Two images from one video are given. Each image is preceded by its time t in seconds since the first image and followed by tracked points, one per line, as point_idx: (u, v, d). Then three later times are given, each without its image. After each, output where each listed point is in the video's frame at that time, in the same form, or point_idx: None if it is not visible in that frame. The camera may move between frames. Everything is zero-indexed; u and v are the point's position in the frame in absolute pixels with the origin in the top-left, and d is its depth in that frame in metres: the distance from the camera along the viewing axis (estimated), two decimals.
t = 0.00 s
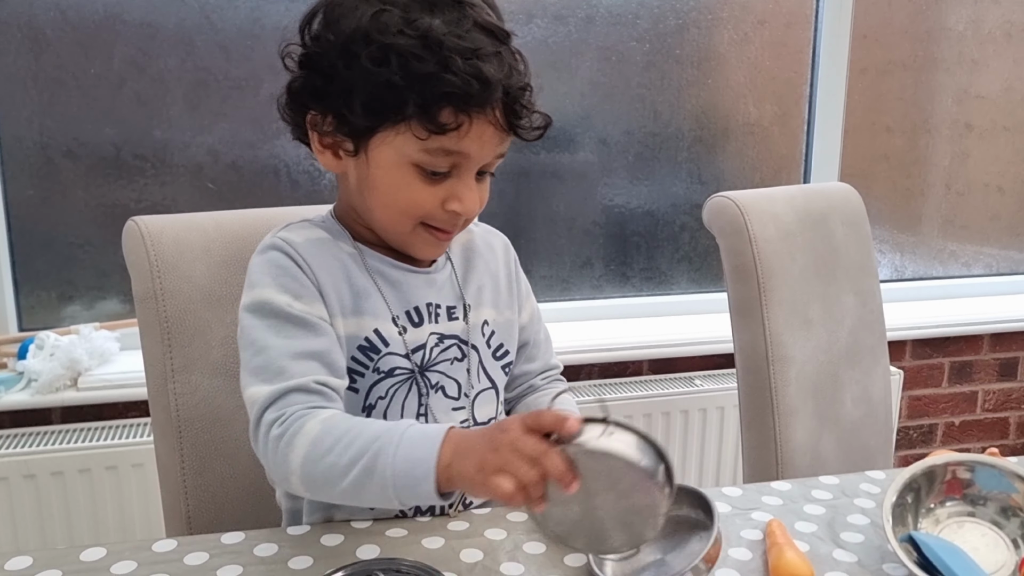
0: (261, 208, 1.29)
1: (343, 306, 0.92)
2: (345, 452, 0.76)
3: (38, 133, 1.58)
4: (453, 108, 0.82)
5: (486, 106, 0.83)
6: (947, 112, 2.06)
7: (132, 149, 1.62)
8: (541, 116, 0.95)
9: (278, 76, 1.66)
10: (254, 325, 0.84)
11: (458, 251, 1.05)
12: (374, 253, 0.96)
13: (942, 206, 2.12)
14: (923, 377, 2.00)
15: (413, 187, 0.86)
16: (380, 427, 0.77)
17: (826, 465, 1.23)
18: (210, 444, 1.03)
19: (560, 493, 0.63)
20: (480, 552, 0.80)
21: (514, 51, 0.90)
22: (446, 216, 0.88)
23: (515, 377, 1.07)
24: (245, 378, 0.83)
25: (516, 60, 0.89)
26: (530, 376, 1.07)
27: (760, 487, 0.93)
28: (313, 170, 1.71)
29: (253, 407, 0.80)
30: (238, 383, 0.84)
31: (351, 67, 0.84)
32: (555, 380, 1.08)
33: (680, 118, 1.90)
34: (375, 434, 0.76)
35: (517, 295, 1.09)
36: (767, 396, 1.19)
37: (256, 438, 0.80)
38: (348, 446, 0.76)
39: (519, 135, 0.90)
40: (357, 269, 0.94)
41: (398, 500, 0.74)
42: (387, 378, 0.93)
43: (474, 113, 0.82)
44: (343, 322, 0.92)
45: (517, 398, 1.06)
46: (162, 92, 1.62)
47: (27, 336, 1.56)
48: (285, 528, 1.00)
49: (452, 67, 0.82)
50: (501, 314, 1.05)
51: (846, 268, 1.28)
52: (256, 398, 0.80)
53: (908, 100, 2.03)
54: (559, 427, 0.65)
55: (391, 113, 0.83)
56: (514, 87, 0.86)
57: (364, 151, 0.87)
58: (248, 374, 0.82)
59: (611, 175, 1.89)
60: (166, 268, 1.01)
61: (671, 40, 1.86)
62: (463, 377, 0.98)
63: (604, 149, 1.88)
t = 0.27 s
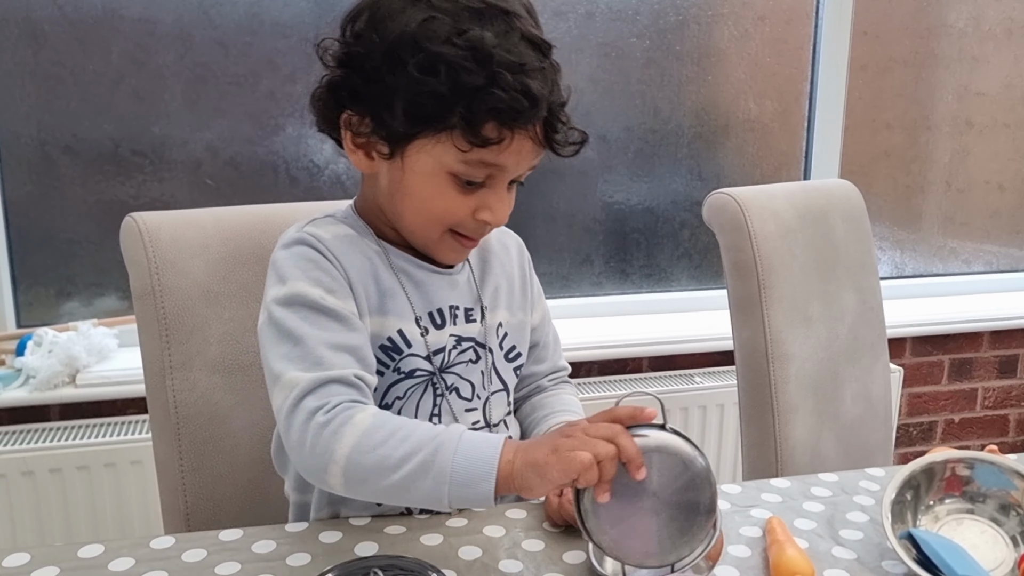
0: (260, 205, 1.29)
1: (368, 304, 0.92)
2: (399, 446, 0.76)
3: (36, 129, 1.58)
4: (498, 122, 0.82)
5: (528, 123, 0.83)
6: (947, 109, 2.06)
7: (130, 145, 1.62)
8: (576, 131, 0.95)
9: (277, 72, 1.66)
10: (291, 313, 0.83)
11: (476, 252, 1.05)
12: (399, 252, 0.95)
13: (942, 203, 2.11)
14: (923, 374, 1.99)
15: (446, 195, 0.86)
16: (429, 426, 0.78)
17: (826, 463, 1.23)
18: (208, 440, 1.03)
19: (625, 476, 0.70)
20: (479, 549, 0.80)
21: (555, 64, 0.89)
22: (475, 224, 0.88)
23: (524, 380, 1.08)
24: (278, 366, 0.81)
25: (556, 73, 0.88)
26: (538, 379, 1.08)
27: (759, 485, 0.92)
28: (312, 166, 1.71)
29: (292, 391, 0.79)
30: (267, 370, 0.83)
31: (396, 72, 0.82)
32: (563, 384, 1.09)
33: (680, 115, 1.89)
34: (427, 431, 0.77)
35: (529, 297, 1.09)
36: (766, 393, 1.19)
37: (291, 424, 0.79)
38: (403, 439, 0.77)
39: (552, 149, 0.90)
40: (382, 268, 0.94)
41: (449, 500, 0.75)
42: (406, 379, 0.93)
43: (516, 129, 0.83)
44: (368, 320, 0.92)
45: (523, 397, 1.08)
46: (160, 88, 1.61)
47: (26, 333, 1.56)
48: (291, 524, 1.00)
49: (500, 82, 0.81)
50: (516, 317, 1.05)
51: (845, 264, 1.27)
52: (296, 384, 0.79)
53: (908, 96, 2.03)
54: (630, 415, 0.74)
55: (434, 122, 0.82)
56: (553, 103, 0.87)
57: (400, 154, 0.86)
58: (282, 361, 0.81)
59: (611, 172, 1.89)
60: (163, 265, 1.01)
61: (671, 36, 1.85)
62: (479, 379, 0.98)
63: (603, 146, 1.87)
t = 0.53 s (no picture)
0: (260, 201, 1.29)
1: (387, 299, 0.93)
2: (414, 438, 0.77)
3: (35, 126, 1.58)
4: (533, 135, 0.82)
5: (563, 138, 0.83)
6: (947, 106, 2.05)
7: (129, 142, 1.62)
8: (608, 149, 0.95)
9: (276, 69, 1.66)
10: (311, 303, 0.83)
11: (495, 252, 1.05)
12: (420, 250, 0.96)
13: (942, 200, 2.11)
14: (923, 371, 2.00)
15: (474, 202, 0.86)
16: (444, 420, 0.79)
17: (826, 460, 1.23)
18: (208, 437, 1.03)
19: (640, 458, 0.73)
20: (479, 547, 0.80)
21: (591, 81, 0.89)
22: (499, 232, 0.88)
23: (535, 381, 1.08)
24: (296, 354, 0.81)
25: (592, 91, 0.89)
26: (550, 381, 1.08)
27: (759, 482, 0.92)
28: (311, 164, 1.71)
29: (309, 380, 0.79)
30: (283, 358, 0.83)
31: (436, 78, 0.83)
32: (575, 387, 1.09)
33: (679, 112, 1.89)
34: (442, 425, 0.78)
35: (544, 298, 1.09)
36: (766, 391, 1.19)
37: (304, 413, 0.79)
38: (418, 432, 0.78)
39: (582, 164, 0.91)
40: (402, 264, 0.94)
41: (463, 493, 0.76)
42: (421, 376, 0.94)
43: (550, 143, 0.83)
44: (385, 315, 0.92)
45: (534, 398, 1.08)
46: (159, 85, 1.61)
47: (25, 331, 1.56)
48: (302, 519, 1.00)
49: (539, 97, 0.81)
50: (531, 318, 1.05)
51: (845, 261, 1.27)
52: (313, 373, 0.79)
53: (907, 94, 2.03)
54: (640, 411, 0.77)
55: (469, 130, 0.82)
56: (587, 121, 0.87)
57: (431, 158, 0.86)
58: (302, 350, 0.81)
59: (610, 169, 1.89)
60: (162, 263, 1.01)
61: (671, 33, 1.85)
62: (492, 380, 0.99)
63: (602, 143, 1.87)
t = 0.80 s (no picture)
0: (259, 196, 1.29)
1: (400, 292, 0.94)
2: (424, 421, 0.78)
3: (32, 121, 1.57)
4: (552, 135, 0.82)
5: (581, 138, 0.84)
6: (946, 101, 2.05)
7: (127, 137, 1.61)
8: (621, 150, 0.96)
9: (274, 64, 1.65)
10: (324, 292, 0.84)
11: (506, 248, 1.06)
12: (432, 245, 0.96)
13: (941, 196, 2.11)
14: (922, 366, 1.99)
15: (490, 198, 0.86)
16: (454, 404, 0.80)
17: (825, 454, 1.23)
18: (206, 431, 1.02)
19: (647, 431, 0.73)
20: (477, 541, 0.80)
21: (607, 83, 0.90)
22: (511, 229, 0.89)
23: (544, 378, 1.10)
24: (308, 343, 0.82)
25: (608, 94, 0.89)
26: (558, 378, 1.09)
27: (758, 476, 0.92)
28: (310, 158, 1.71)
29: (320, 367, 0.80)
30: (295, 346, 0.84)
31: (460, 73, 0.83)
32: (582, 384, 1.10)
33: (678, 107, 1.89)
34: (451, 408, 0.79)
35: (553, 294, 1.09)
36: (765, 385, 1.19)
37: (315, 400, 0.79)
38: (428, 415, 0.78)
39: (595, 165, 0.92)
40: (415, 258, 0.95)
41: (473, 474, 0.76)
42: (435, 367, 0.95)
43: (568, 142, 0.83)
44: (398, 307, 0.93)
45: (542, 394, 1.09)
46: (158, 80, 1.61)
47: (23, 326, 1.56)
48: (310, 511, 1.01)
49: (561, 97, 0.82)
50: (541, 313, 1.06)
51: (844, 256, 1.27)
52: (325, 360, 0.80)
53: (907, 89, 2.02)
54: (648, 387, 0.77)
55: (490, 127, 0.82)
56: (603, 122, 0.87)
57: (448, 152, 0.86)
58: (314, 338, 0.82)
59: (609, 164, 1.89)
60: (160, 257, 1.01)
61: (670, 28, 1.84)
62: (503, 372, 1.00)
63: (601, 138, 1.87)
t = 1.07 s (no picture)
0: (256, 186, 1.28)
1: (404, 284, 0.94)
2: (427, 409, 0.78)
3: (29, 112, 1.57)
4: (566, 136, 0.82)
5: (594, 142, 0.84)
6: (946, 92, 2.05)
7: (124, 128, 1.61)
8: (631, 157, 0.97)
9: (271, 54, 1.65)
10: (327, 282, 0.84)
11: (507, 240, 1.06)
12: (435, 237, 0.96)
13: (940, 187, 2.11)
14: (920, 357, 2.00)
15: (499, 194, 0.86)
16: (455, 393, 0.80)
17: (822, 445, 1.23)
18: (202, 422, 1.02)
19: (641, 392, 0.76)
20: (474, 531, 0.80)
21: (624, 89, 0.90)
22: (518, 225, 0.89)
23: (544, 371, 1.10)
24: (312, 333, 0.82)
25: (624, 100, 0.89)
26: (556, 371, 1.09)
27: (755, 467, 0.92)
28: (307, 149, 1.70)
29: (324, 358, 0.80)
30: (299, 337, 0.84)
31: (478, 69, 0.83)
32: (581, 376, 1.10)
33: (677, 98, 1.88)
34: (452, 395, 0.79)
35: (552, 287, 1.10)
36: (763, 376, 1.19)
37: (318, 390, 0.79)
38: (430, 403, 0.78)
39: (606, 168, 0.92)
40: (418, 249, 0.95)
41: (477, 460, 0.76)
42: (437, 357, 0.95)
43: (581, 145, 0.83)
44: (402, 299, 0.94)
45: (541, 387, 1.09)
46: (154, 70, 1.60)
47: (21, 317, 1.56)
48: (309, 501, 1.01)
49: (577, 100, 0.82)
50: (542, 306, 1.07)
51: (842, 247, 1.27)
52: (329, 351, 0.80)
53: (906, 79, 2.02)
54: (639, 372, 0.77)
55: (504, 124, 0.82)
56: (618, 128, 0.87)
57: (460, 147, 0.86)
58: (318, 328, 0.82)
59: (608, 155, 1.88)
60: (157, 248, 1.00)
61: (669, 18, 1.84)
62: (504, 363, 1.01)
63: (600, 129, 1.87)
